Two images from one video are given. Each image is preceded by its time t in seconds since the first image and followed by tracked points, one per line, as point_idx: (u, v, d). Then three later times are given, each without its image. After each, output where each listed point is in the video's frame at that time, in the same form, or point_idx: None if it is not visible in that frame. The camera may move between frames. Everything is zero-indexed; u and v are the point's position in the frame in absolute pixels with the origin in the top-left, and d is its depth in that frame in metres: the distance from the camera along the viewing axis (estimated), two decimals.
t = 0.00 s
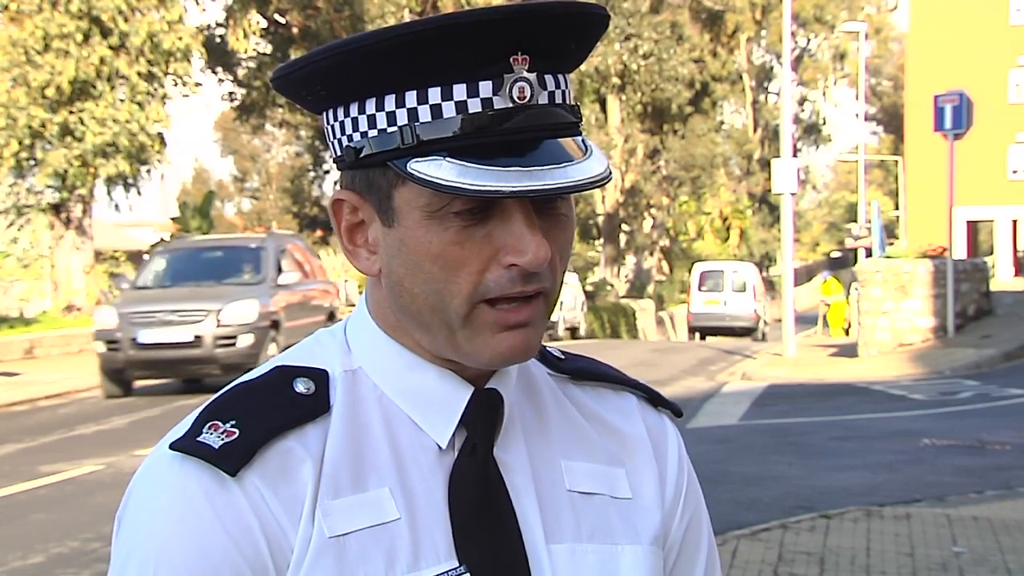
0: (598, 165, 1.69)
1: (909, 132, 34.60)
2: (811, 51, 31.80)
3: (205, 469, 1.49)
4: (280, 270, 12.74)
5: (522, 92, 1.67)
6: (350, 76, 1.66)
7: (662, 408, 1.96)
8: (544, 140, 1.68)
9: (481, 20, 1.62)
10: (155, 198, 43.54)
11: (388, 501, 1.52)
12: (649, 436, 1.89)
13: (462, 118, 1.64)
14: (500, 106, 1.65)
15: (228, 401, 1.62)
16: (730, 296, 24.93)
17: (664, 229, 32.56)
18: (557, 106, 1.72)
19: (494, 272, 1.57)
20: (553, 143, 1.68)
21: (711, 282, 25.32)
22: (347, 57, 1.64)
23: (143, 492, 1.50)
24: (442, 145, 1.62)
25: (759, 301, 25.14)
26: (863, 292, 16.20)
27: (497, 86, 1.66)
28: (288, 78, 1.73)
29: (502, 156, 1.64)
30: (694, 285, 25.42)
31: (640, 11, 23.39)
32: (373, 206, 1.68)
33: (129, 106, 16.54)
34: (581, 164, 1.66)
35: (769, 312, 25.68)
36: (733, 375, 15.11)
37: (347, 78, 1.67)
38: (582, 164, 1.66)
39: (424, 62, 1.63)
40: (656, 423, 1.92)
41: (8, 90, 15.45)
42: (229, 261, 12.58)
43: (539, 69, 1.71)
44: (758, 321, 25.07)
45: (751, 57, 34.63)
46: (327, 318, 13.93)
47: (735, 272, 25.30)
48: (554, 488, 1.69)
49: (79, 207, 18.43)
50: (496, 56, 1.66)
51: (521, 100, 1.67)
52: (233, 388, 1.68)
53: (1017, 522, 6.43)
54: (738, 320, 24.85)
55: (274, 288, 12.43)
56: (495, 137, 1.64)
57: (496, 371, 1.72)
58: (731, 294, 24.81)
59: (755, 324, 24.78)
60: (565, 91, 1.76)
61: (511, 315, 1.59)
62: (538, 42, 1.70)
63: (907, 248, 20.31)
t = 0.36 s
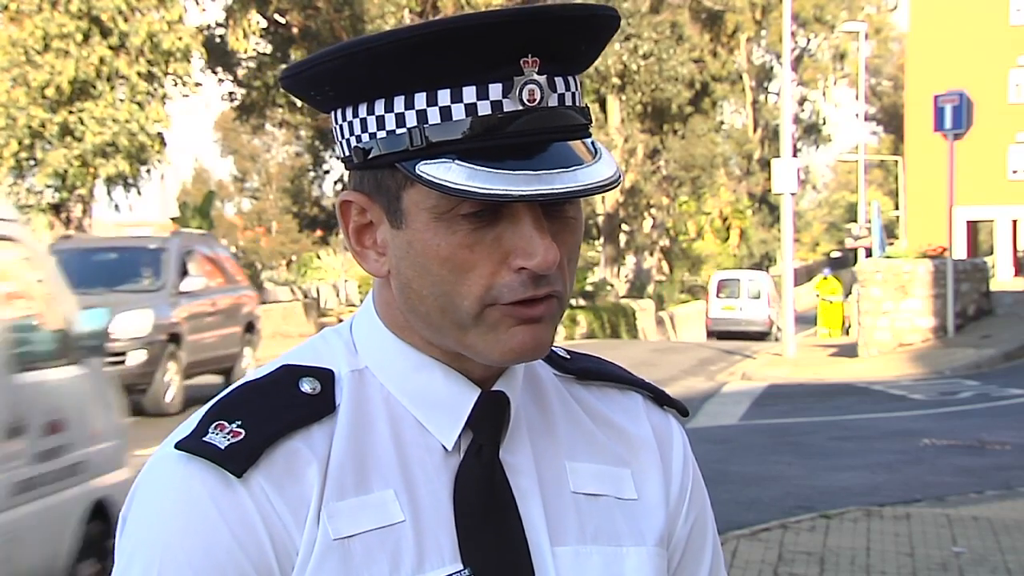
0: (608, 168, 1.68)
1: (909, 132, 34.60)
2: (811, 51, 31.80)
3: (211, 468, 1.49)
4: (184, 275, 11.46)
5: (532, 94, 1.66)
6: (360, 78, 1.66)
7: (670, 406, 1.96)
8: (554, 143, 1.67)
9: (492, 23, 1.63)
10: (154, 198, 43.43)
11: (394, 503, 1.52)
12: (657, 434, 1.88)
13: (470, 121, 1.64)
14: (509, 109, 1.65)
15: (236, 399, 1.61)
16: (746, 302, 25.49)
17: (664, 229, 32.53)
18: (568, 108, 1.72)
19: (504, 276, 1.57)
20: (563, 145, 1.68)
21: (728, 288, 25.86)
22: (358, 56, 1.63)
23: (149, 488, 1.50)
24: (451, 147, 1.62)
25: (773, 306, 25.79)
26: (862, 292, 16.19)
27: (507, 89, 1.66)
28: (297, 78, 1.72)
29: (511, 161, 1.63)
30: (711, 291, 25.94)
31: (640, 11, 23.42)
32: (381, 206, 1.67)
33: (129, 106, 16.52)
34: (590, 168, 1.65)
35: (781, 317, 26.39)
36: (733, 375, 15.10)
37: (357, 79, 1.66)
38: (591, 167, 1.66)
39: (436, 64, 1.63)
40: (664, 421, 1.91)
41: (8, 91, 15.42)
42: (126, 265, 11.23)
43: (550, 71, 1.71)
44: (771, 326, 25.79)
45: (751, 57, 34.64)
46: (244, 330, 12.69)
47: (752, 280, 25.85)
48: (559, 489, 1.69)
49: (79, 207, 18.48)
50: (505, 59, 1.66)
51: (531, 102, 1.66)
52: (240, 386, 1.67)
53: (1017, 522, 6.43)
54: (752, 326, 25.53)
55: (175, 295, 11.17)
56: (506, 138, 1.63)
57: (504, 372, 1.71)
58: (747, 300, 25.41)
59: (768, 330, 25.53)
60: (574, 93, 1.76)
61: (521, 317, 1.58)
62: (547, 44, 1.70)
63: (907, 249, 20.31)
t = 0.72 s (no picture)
0: (607, 168, 1.68)
1: (909, 132, 34.59)
2: (811, 51, 31.82)
3: (209, 475, 1.48)
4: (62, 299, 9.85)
5: (529, 95, 1.67)
6: (360, 80, 1.66)
7: (660, 423, 1.97)
8: (551, 145, 1.68)
9: (489, 24, 1.63)
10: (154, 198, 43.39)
11: (393, 507, 1.52)
12: (652, 446, 1.89)
13: (468, 123, 1.64)
14: (507, 111, 1.65)
15: (233, 405, 1.62)
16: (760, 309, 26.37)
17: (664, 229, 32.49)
18: (565, 109, 1.73)
19: (503, 277, 1.57)
20: (560, 146, 1.69)
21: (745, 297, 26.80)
22: (356, 59, 1.63)
23: (147, 495, 1.50)
24: (449, 149, 1.62)
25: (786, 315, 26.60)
26: (862, 292, 16.20)
27: (504, 90, 1.66)
28: (295, 80, 1.72)
29: (509, 162, 1.63)
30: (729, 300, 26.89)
31: (640, 11, 23.40)
32: (379, 209, 1.67)
33: (129, 106, 16.47)
34: (590, 168, 1.66)
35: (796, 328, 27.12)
36: (733, 375, 15.09)
37: (355, 82, 1.67)
38: (590, 168, 1.66)
39: (435, 66, 1.63)
40: (656, 437, 1.93)
41: (8, 91, 15.40)
42: None
43: (546, 72, 1.72)
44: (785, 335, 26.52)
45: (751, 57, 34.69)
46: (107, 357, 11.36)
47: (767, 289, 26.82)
48: (560, 494, 1.68)
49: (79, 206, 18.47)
50: (503, 58, 1.66)
51: (529, 103, 1.67)
52: (238, 393, 1.67)
53: (1017, 522, 6.43)
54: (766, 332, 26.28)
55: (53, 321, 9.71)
56: (503, 140, 1.64)
57: (504, 376, 1.71)
58: (762, 307, 26.32)
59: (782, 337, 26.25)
60: (572, 93, 1.77)
61: (523, 322, 1.58)
62: (544, 45, 1.71)
63: (907, 249, 20.30)
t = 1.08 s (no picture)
0: (604, 167, 1.69)
1: (909, 132, 34.58)
2: (811, 51, 31.79)
3: (209, 474, 1.49)
4: None
5: (527, 93, 1.67)
6: (355, 80, 1.66)
7: (659, 421, 1.97)
8: (549, 143, 1.68)
9: (490, 21, 1.63)
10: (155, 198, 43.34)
11: (394, 503, 1.52)
12: (651, 445, 1.90)
13: (465, 122, 1.65)
14: (505, 110, 1.66)
15: (232, 406, 1.62)
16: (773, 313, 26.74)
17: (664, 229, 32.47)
18: (563, 107, 1.73)
19: (501, 275, 1.58)
20: (560, 144, 1.69)
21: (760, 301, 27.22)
22: (352, 59, 1.63)
23: (147, 494, 1.50)
24: (447, 148, 1.62)
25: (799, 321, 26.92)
26: (862, 292, 16.20)
27: (503, 89, 1.66)
28: (290, 80, 1.72)
29: (506, 160, 1.64)
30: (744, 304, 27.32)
31: (640, 11, 23.34)
32: (377, 210, 1.67)
33: (129, 106, 16.51)
34: (587, 167, 1.66)
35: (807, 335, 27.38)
36: (733, 375, 15.09)
37: (352, 81, 1.66)
38: (588, 166, 1.66)
39: (430, 68, 1.63)
40: (655, 436, 1.93)
41: (9, 91, 15.56)
42: None
43: (544, 71, 1.72)
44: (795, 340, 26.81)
45: (751, 57, 34.71)
46: None
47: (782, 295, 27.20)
48: (561, 492, 1.69)
49: (79, 207, 18.45)
50: (501, 57, 1.66)
51: (527, 101, 1.67)
52: (238, 393, 1.68)
53: (1017, 522, 6.43)
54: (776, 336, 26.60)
55: None
56: (500, 139, 1.64)
57: (502, 374, 1.72)
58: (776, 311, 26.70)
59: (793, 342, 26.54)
60: (570, 91, 1.77)
61: (521, 318, 1.59)
62: (542, 43, 1.71)
63: (907, 248, 20.30)
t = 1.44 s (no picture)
0: (602, 166, 1.69)
1: (909, 133, 34.57)
2: (811, 51, 31.79)
3: (210, 473, 1.49)
4: None
5: (524, 94, 1.67)
6: (351, 84, 1.66)
7: (662, 420, 1.98)
8: (545, 143, 1.68)
9: (485, 25, 1.63)
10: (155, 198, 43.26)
11: (395, 503, 1.53)
12: (651, 443, 1.90)
13: (462, 123, 1.65)
14: (501, 110, 1.66)
15: (233, 403, 1.63)
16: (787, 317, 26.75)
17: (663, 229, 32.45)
18: (559, 106, 1.73)
19: (503, 275, 1.58)
20: (557, 143, 1.69)
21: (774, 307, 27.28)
22: (350, 63, 1.64)
23: (148, 493, 1.51)
24: (443, 151, 1.62)
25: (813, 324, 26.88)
26: (862, 292, 16.19)
27: (498, 91, 1.66)
28: (287, 85, 1.73)
29: (503, 161, 1.63)
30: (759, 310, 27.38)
31: (639, 11, 23.29)
32: (376, 212, 1.68)
33: (129, 107, 16.56)
34: (584, 166, 1.66)
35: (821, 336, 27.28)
36: (733, 375, 15.08)
37: (349, 85, 1.67)
38: (586, 166, 1.66)
39: (428, 69, 1.64)
40: (657, 434, 1.93)
41: (8, 91, 15.51)
42: None
43: (540, 70, 1.72)
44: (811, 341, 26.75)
45: (751, 57, 34.79)
46: None
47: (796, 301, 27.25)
48: (562, 492, 1.69)
49: (79, 207, 18.43)
50: (496, 59, 1.67)
51: (523, 103, 1.67)
52: (239, 391, 1.68)
53: (1017, 522, 6.44)
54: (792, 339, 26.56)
55: None
56: (496, 141, 1.64)
57: (503, 371, 1.72)
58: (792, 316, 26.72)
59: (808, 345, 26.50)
60: (565, 90, 1.77)
61: (521, 320, 1.59)
62: (537, 44, 1.71)
63: (907, 249, 20.29)
